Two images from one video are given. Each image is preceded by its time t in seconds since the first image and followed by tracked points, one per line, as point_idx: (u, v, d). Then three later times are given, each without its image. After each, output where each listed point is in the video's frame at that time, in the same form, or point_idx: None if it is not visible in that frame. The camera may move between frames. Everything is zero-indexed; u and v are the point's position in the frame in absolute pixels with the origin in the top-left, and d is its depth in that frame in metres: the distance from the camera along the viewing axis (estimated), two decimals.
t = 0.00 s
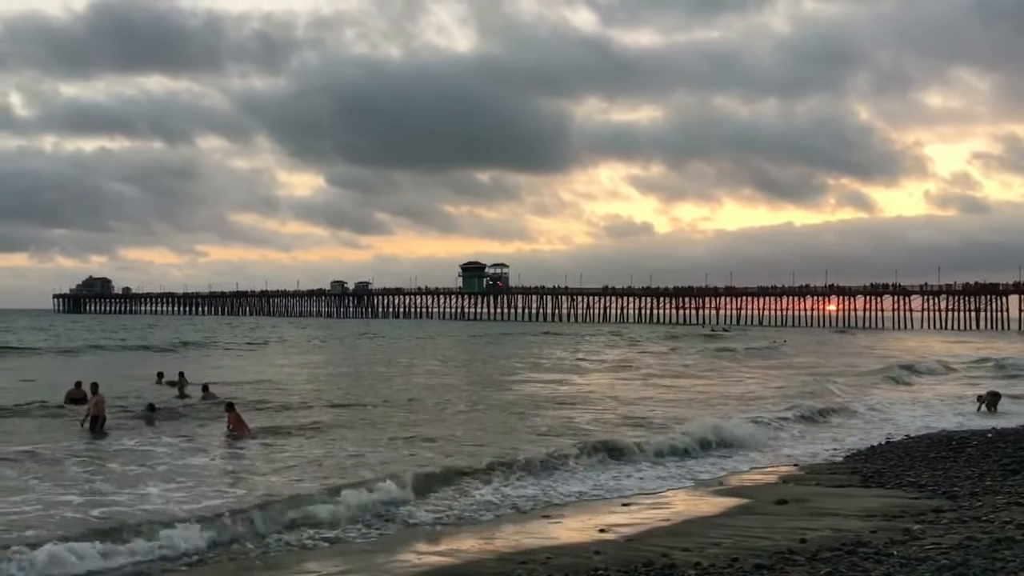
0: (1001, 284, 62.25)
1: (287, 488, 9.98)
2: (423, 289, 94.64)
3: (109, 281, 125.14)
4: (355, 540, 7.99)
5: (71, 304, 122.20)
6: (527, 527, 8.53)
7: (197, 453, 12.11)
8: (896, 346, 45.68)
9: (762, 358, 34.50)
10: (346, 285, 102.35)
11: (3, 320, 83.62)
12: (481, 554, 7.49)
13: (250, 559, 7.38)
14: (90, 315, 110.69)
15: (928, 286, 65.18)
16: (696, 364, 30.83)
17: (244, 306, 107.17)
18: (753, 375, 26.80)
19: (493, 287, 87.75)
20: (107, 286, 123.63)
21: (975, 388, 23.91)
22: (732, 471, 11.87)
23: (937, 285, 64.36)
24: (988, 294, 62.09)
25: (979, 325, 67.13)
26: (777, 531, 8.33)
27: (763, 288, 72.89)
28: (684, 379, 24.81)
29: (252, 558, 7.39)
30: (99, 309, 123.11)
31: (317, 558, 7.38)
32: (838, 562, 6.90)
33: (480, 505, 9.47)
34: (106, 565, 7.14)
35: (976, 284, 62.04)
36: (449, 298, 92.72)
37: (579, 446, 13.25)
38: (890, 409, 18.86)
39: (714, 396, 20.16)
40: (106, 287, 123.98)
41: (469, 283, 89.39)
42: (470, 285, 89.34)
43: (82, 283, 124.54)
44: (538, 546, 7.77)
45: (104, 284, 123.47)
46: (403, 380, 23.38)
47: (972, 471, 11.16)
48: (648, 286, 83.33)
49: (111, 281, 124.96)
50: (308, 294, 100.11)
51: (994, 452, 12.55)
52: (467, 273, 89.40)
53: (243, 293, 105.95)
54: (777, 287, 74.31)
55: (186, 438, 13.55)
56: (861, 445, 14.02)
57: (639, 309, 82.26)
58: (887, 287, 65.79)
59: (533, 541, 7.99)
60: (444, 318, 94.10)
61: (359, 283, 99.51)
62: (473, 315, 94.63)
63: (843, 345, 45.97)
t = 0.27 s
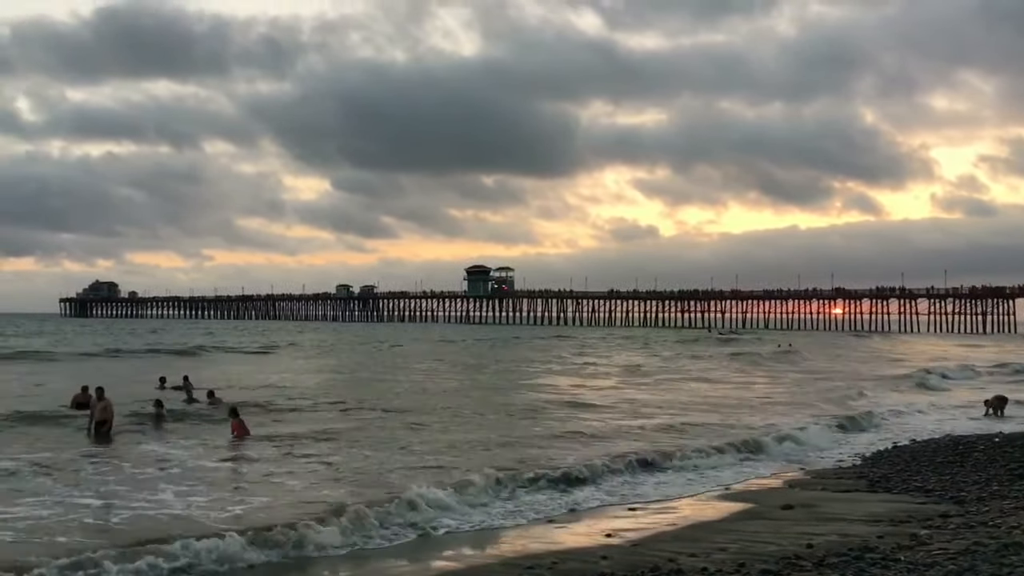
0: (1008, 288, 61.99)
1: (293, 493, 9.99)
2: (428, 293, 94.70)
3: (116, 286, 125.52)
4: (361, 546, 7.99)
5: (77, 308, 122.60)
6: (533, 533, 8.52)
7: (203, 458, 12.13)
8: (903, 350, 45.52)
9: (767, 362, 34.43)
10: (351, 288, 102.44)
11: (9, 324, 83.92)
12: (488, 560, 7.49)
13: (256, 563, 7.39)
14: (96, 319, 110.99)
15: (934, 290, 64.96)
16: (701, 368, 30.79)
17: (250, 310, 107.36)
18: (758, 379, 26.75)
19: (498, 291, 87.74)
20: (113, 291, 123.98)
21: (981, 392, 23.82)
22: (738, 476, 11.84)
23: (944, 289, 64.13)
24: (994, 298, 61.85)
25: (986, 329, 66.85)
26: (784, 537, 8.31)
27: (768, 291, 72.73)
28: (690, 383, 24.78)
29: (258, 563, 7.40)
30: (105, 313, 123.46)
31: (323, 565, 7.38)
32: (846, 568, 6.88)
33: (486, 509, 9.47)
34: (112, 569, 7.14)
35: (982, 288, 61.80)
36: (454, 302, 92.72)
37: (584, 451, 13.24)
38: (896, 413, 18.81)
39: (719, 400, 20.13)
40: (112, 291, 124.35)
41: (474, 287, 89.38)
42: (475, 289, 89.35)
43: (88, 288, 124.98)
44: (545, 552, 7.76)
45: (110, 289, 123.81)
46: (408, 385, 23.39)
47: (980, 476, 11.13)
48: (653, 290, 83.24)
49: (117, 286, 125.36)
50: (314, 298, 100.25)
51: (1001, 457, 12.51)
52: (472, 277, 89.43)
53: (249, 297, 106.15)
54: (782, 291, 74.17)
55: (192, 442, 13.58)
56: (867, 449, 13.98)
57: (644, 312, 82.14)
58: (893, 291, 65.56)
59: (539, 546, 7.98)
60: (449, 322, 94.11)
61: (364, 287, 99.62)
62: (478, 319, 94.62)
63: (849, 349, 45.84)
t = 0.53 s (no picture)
0: (1016, 289, 61.70)
1: (300, 496, 10.01)
2: (434, 296, 94.77)
3: (123, 289, 126.06)
4: (368, 547, 7.99)
5: (85, 311, 123.13)
6: (539, 535, 8.51)
7: (211, 460, 12.18)
8: (912, 353, 45.37)
9: (774, 365, 34.33)
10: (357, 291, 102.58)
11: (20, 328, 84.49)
12: (493, 563, 7.46)
13: (261, 565, 7.39)
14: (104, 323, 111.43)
15: (942, 291, 64.71)
16: (708, 370, 30.72)
17: (257, 313, 107.66)
18: (765, 381, 26.67)
19: (504, 293, 87.78)
20: (120, 294, 124.53)
21: (989, 394, 23.72)
22: (745, 478, 11.82)
23: (952, 291, 63.87)
24: (1003, 299, 61.57)
25: (994, 331, 66.53)
26: (791, 540, 8.27)
27: (775, 293, 72.57)
28: (696, 386, 24.72)
29: (263, 565, 7.40)
30: (113, 317, 123.92)
31: (331, 566, 7.38)
32: (853, 571, 6.84)
33: (493, 510, 9.47)
34: (118, 570, 7.16)
35: (991, 289, 61.54)
36: (460, 305, 92.79)
37: (591, 453, 13.24)
38: (904, 415, 18.73)
39: (725, 403, 20.09)
40: (120, 294, 124.86)
41: (481, 289, 89.44)
42: (481, 291, 89.42)
43: (96, 291, 125.52)
44: (550, 554, 7.75)
45: (118, 292, 124.38)
46: (416, 388, 23.43)
47: (988, 479, 11.06)
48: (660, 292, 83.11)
49: (125, 289, 125.93)
50: (321, 301, 100.48)
51: (1010, 459, 12.44)
52: (479, 279, 89.52)
53: (256, 300, 106.48)
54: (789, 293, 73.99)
55: (198, 445, 13.61)
56: (874, 452, 13.92)
57: (651, 315, 82.07)
58: (902, 293, 65.34)
59: (545, 549, 7.96)
60: (456, 324, 94.15)
61: (371, 290, 99.75)
62: (484, 321, 94.62)
63: (856, 351, 45.68)
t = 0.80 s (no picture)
0: None
1: (308, 494, 10.04)
2: (441, 296, 94.85)
3: (132, 289, 126.57)
4: (377, 545, 8.02)
5: (94, 311, 123.70)
6: (546, 534, 8.54)
7: (219, 458, 12.21)
8: (921, 352, 45.19)
9: (782, 365, 34.26)
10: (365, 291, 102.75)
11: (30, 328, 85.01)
12: (500, 561, 7.50)
13: (272, 562, 7.45)
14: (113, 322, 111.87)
15: (951, 291, 64.45)
16: (715, 370, 30.69)
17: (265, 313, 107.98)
18: (773, 381, 26.63)
19: (511, 293, 87.80)
20: (129, 294, 125.06)
21: (998, 394, 23.64)
22: (753, 476, 11.79)
23: (960, 290, 63.62)
24: (1012, 299, 61.29)
25: (1003, 330, 66.23)
26: (799, 539, 8.28)
27: (783, 293, 72.40)
28: (704, 386, 24.70)
29: (273, 562, 7.45)
30: (121, 316, 124.39)
31: (339, 565, 7.41)
32: (861, 570, 6.86)
33: (500, 509, 9.48)
34: (127, 569, 7.19)
35: (1000, 289, 61.25)
36: (468, 304, 92.86)
37: (598, 452, 13.23)
38: (912, 415, 18.70)
39: (732, 403, 20.08)
40: (128, 294, 125.35)
41: (488, 289, 89.49)
42: (488, 291, 89.49)
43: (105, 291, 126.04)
44: (558, 553, 7.77)
45: (126, 292, 124.90)
46: (423, 388, 23.46)
47: (997, 478, 11.05)
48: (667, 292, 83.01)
49: (134, 289, 126.44)
50: (329, 301, 100.70)
51: (1019, 459, 12.41)
52: (486, 279, 89.58)
53: (264, 300, 106.79)
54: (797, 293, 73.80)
55: (206, 443, 13.68)
56: (883, 451, 13.90)
57: (658, 314, 81.98)
58: (910, 292, 65.10)
59: (553, 547, 7.99)
60: (463, 324, 94.21)
61: (378, 290, 99.89)
62: (491, 321, 94.65)
63: (865, 351, 45.54)
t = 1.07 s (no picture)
0: None
1: (316, 490, 10.07)
2: (448, 293, 94.92)
3: (140, 285, 127.06)
4: (385, 541, 8.05)
5: (103, 307, 124.25)
6: (553, 530, 8.55)
7: (227, 454, 12.24)
8: (929, 350, 44.98)
9: (789, 362, 34.19)
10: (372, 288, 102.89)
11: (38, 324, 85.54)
12: (508, 557, 7.52)
13: (281, 557, 7.49)
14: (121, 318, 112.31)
15: (959, 289, 64.19)
16: (722, 368, 30.65)
17: (273, 309, 108.21)
18: (780, 379, 26.59)
19: (518, 290, 87.81)
20: (137, 290, 125.52)
21: (1007, 392, 23.57)
22: (761, 473, 11.75)
23: (969, 288, 63.35)
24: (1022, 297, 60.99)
25: (1012, 328, 65.95)
26: (807, 536, 8.28)
27: (791, 291, 72.23)
28: (711, 384, 24.67)
29: (282, 557, 7.50)
30: (129, 313, 124.84)
31: (348, 560, 7.45)
32: (869, 567, 6.86)
33: (507, 507, 9.49)
34: (137, 563, 7.25)
35: (1009, 287, 60.97)
36: (474, 301, 92.85)
37: (606, 451, 13.21)
38: (920, 413, 18.65)
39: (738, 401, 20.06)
40: (136, 290, 125.79)
41: (495, 286, 89.48)
42: (495, 288, 89.53)
43: (114, 287, 126.55)
44: (565, 550, 7.79)
45: (135, 288, 125.40)
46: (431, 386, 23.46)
47: (1006, 477, 11.02)
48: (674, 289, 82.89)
49: (142, 285, 126.91)
50: (336, 297, 100.84)
51: None
52: (493, 276, 89.60)
53: (271, 296, 107.01)
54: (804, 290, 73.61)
55: (214, 438, 13.73)
56: (890, 448, 13.87)
57: (665, 312, 81.85)
58: (918, 290, 64.81)
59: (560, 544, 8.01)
60: (470, 321, 94.28)
61: (385, 287, 100.01)
62: (498, 318, 94.69)
63: (873, 349, 45.42)
